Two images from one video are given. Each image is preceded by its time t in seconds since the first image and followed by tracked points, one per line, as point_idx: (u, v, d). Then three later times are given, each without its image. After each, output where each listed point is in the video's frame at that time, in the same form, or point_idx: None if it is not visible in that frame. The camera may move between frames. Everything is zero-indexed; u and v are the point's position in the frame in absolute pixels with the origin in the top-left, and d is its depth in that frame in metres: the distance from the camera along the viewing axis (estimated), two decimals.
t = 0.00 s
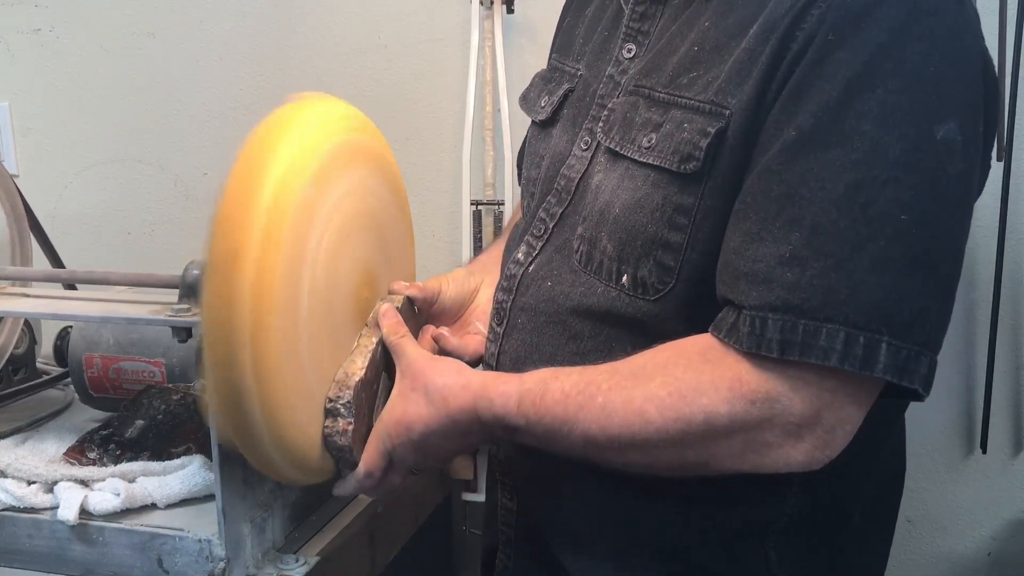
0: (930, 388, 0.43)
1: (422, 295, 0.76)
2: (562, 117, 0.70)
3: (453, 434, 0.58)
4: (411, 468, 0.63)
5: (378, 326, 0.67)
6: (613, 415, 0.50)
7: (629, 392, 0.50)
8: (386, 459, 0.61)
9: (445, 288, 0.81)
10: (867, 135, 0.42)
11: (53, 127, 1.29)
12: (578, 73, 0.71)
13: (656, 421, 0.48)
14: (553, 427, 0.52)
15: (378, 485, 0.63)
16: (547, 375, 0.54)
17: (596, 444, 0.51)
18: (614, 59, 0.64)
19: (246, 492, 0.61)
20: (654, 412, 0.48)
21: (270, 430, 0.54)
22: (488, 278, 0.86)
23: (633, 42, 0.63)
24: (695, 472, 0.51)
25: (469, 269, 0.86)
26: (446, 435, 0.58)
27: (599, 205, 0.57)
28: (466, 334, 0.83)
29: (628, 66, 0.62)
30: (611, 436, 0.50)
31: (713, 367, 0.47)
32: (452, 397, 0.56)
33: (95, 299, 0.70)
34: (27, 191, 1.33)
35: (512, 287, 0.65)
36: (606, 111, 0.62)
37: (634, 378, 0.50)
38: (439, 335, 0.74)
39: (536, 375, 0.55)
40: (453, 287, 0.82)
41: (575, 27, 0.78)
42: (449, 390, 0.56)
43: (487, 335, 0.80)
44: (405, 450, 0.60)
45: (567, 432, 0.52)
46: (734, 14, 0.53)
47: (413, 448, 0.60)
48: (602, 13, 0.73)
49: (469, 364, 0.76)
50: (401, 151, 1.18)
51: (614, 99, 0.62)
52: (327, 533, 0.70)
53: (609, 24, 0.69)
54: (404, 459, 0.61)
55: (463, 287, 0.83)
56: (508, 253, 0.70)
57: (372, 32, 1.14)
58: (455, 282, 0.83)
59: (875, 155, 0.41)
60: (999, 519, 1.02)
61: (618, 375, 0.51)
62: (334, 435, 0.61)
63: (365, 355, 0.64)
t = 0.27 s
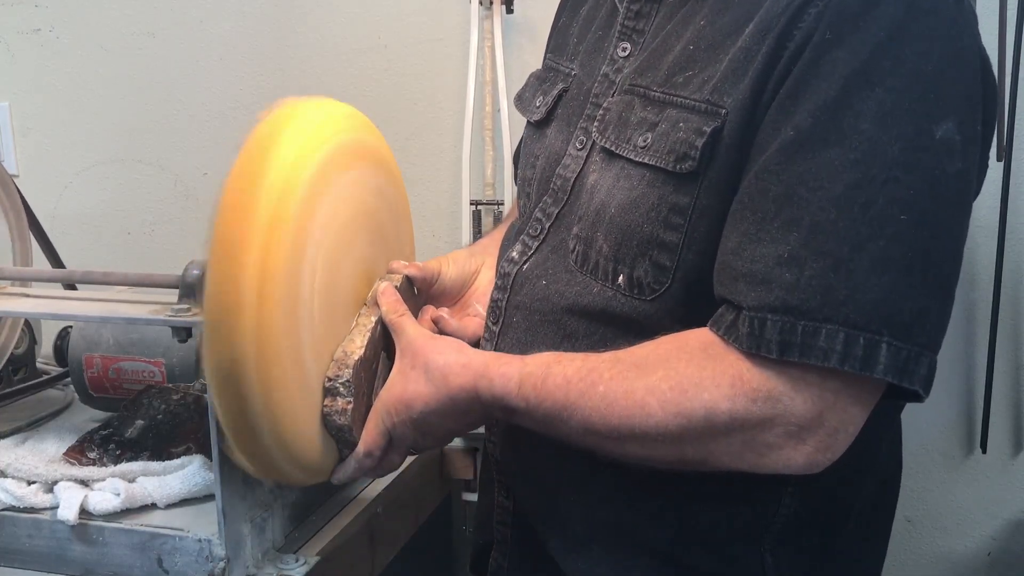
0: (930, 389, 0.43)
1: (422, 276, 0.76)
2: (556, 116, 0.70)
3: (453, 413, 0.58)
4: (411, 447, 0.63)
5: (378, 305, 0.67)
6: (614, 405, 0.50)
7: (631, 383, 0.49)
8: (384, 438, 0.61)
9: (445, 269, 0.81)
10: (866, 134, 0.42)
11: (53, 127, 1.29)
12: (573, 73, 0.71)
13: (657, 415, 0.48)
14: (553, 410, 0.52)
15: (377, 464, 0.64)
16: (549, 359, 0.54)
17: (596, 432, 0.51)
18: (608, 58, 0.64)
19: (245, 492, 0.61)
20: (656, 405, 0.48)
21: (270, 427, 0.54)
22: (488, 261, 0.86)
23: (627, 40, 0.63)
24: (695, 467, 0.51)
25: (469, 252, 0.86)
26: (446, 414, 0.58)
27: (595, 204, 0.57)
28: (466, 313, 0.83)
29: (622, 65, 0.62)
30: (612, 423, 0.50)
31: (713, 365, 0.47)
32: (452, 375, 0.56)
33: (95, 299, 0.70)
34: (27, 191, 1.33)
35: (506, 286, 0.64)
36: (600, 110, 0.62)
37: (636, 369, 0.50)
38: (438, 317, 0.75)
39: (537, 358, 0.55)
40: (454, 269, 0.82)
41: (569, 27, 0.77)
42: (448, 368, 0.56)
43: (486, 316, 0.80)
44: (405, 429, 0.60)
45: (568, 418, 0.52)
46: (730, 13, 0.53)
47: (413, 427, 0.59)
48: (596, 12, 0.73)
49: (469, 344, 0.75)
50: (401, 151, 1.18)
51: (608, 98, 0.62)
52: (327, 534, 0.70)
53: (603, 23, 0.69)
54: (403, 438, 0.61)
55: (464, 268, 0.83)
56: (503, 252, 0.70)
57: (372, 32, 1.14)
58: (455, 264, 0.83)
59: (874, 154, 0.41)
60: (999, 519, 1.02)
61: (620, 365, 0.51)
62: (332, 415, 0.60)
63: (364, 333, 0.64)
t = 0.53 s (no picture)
0: (934, 388, 0.43)
1: (420, 275, 0.76)
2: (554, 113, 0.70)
3: (451, 413, 0.58)
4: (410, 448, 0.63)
5: (375, 306, 0.66)
6: (614, 404, 0.50)
7: (630, 382, 0.50)
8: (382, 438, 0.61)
9: (443, 270, 0.80)
10: (870, 133, 0.42)
11: (53, 127, 1.29)
12: (571, 70, 0.71)
13: (657, 413, 0.48)
14: (553, 411, 0.52)
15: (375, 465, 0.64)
16: (549, 359, 0.54)
17: (596, 432, 0.51)
18: (608, 55, 0.64)
19: (246, 492, 0.61)
20: (655, 404, 0.48)
21: (271, 428, 0.54)
22: (486, 262, 0.86)
23: (626, 38, 0.63)
24: (697, 467, 0.51)
25: (468, 252, 0.86)
26: (445, 414, 0.58)
27: (594, 201, 0.57)
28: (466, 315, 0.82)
29: (622, 63, 0.62)
30: (612, 423, 0.50)
31: (714, 364, 0.47)
32: (452, 374, 0.56)
33: (96, 299, 0.70)
34: (27, 191, 1.33)
35: (505, 285, 0.64)
36: (599, 106, 0.62)
37: (636, 368, 0.50)
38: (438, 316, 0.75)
39: (536, 358, 0.55)
40: (453, 268, 0.81)
41: (565, 26, 0.77)
42: (449, 368, 0.57)
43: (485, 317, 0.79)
44: (404, 429, 0.60)
45: (568, 417, 0.52)
46: (731, 12, 0.53)
47: (411, 428, 0.59)
48: (593, 11, 0.73)
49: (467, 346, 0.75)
50: (401, 151, 1.18)
51: (608, 95, 0.62)
52: (327, 534, 0.70)
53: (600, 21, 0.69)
54: (402, 438, 0.61)
55: (462, 268, 0.83)
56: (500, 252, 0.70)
57: (372, 32, 1.14)
58: (453, 264, 0.82)
59: (879, 152, 0.41)
60: (1000, 519, 1.02)
61: (620, 365, 0.51)
62: (330, 415, 0.60)
63: (361, 334, 0.63)
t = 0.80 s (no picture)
0: (938, 387, 0.43)
1: (418, 282, 0.76)
2: (551, 116, 0.70)
3: (449, 421, 0.57)
4: (407, 456, 0.62)
5: (372, 312, 0.66)
6: (614, 408, 0.49)
7: (630, 385, 0.50)
8: (380, 447, 0.61)
9: (440, 275, 0.81)
10: (872, 132, 0.42)
11: (53, 127, 1.29)
12: (566, 72, 0.71)
13: (657, 415, 0.48)
14: (552, 417, 0.52)
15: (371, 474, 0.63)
16: (548, 363, 0.54)
17: (596, 437, 0.51)
18: (604, 55, 0.64)
19: (246, 492, 0.61)
20: (656, 407, 0.48)
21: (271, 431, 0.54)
22: (485, 268, 0.86)
23: (623, 39, 0.63)
24: (697, 469, 0.51)
25: (466, 258, 0.86)
26: (443, 423, 0.57)
27: (595, 204, 0.57)
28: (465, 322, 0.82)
29: (618, 64, 0.62)
30: (611, 427, 0.50)
31: (714, 364, 0.47)
32: (450, 382, 0.56)
33: (96, 299, 0.70)
34: (27, 191, 1.33)
35: (507, 290, 0.64)
36: (597, 108, 0.62)
37: (635, 371, 0.50)
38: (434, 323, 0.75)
39: (535, 364, 0.55)
40: (450, 275, 0.82)
41: (560, 26, 0.77)
42: (445, 376, 0.56)
43: (484, 323, 0.79)
44: (401, 437, 0.59)
45: (567, 420, 0.52)
46: (730, 12, 0.53)
47: (410, 436, 0.59)
48: (588, 11, 0.73)
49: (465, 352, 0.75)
50: (401, 151, 1.18)
51: (606, 96, 0.62)
52: (326, 534, 0.70)
53: (598, 21, 0.69)
54: (399, 446, 0.60)
55: (461, 274, 0.83)
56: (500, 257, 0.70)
57: (372, 32, 1.14)
58: (451, 271, 0.83)
59: (882, 151, 0.41)
60: (1000, 519, 1.02)
61: (619, 368, 0.51)
62: (327, 423, 0.59)
63: (358, 343, 0.63)
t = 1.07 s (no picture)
0: (930, 390, 0.43)
1: (420, 282, 0.76)
2: (548, 116, 0.70)
3: (451, 424, 0.58)
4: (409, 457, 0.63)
5: (376, 314, 0.67)
6: (611, 411, 0.50)
7: (627, 389, 0.50)
8: (382, 448, 0.62)
9: (444, 275, 0.81)
10: (864, 135, 0.42)
11: (53, 127, 1.29)
12: (562, 73, 0.71)
13: (654, 419, 0.48)
14: (550, 421, 0.53)
15: (377, 473, 0.63)
16: (546, 367, 0.55)
17: (593, 441, 0.51)
18: (601, 56, 0.64)
19: (246, 492, 0.61)
20: (652, 410, 0.48)
21: (270, 434, 0.54)
22: (487, 267, 0.86)
23: (618, 40, 0.63)
24: (693, 471, 0.51)
25: (469, 257, 0.86)
26: (444, 425, 0.58)
27: (589, 205, 0.57)
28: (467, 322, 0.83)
29: (613, 65, 0.62)
30: (609, 430, 0.50)
31: (709, 367, 0.47)
32: (452, 385, 0.57)
33: (95, 299, 0.70)
34: (27, 191, 1.33)
35: (503, 289, 0.65)
36: (592, 110, 0.62)
37: (632, 374, 0.50)
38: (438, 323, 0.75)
39: (535, 367, 0.55)
40: (454, 274, 0.82)
41: (558, 27, 0.77)
42: (448, 378, 0.57)
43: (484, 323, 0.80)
44: (404, 438, 0.60)
45: (565, 423, 0.52)
46: (723, 14, 0.53)
47: (412, 437, 0.60)
48: (585, 12, 0.73)
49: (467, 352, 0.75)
50: (401, 151, 1.18)
51: (601, 98, 0.62)
52: (326, 534, 0.70)
53: (595, 22, 0.69)
54: (402, 447, 0.61)
55: (463, 273, 0.83)
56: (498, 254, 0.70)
57: (372, 32, 1.14)
58: (454, 269, 0.83)
59: (872, 155, 0.41)
60: (1000, 519, 1.02)
61: (617, 371, 0.51)
62: (333, 425, 0.61)
63: (363, 344, 0.64)
